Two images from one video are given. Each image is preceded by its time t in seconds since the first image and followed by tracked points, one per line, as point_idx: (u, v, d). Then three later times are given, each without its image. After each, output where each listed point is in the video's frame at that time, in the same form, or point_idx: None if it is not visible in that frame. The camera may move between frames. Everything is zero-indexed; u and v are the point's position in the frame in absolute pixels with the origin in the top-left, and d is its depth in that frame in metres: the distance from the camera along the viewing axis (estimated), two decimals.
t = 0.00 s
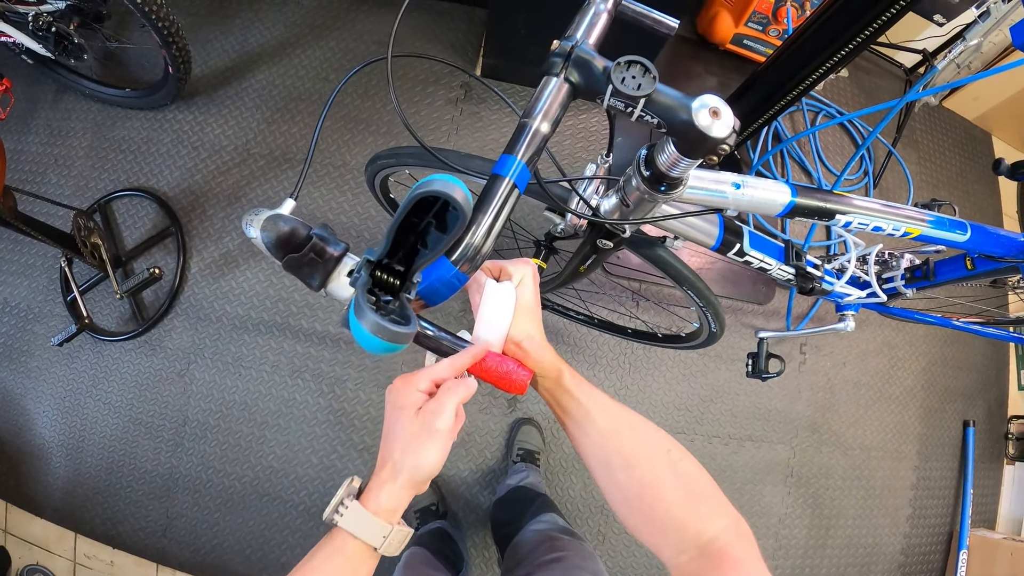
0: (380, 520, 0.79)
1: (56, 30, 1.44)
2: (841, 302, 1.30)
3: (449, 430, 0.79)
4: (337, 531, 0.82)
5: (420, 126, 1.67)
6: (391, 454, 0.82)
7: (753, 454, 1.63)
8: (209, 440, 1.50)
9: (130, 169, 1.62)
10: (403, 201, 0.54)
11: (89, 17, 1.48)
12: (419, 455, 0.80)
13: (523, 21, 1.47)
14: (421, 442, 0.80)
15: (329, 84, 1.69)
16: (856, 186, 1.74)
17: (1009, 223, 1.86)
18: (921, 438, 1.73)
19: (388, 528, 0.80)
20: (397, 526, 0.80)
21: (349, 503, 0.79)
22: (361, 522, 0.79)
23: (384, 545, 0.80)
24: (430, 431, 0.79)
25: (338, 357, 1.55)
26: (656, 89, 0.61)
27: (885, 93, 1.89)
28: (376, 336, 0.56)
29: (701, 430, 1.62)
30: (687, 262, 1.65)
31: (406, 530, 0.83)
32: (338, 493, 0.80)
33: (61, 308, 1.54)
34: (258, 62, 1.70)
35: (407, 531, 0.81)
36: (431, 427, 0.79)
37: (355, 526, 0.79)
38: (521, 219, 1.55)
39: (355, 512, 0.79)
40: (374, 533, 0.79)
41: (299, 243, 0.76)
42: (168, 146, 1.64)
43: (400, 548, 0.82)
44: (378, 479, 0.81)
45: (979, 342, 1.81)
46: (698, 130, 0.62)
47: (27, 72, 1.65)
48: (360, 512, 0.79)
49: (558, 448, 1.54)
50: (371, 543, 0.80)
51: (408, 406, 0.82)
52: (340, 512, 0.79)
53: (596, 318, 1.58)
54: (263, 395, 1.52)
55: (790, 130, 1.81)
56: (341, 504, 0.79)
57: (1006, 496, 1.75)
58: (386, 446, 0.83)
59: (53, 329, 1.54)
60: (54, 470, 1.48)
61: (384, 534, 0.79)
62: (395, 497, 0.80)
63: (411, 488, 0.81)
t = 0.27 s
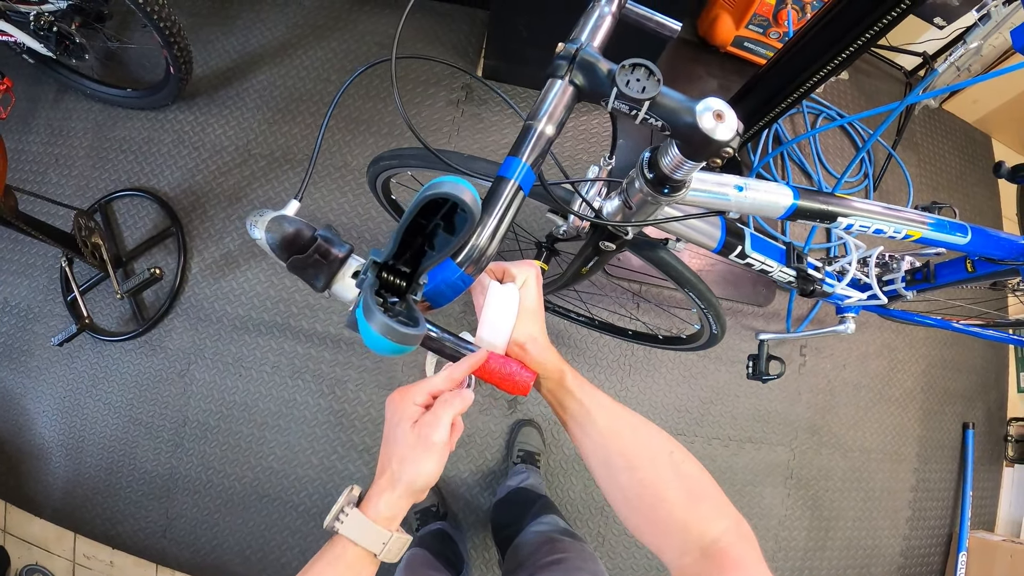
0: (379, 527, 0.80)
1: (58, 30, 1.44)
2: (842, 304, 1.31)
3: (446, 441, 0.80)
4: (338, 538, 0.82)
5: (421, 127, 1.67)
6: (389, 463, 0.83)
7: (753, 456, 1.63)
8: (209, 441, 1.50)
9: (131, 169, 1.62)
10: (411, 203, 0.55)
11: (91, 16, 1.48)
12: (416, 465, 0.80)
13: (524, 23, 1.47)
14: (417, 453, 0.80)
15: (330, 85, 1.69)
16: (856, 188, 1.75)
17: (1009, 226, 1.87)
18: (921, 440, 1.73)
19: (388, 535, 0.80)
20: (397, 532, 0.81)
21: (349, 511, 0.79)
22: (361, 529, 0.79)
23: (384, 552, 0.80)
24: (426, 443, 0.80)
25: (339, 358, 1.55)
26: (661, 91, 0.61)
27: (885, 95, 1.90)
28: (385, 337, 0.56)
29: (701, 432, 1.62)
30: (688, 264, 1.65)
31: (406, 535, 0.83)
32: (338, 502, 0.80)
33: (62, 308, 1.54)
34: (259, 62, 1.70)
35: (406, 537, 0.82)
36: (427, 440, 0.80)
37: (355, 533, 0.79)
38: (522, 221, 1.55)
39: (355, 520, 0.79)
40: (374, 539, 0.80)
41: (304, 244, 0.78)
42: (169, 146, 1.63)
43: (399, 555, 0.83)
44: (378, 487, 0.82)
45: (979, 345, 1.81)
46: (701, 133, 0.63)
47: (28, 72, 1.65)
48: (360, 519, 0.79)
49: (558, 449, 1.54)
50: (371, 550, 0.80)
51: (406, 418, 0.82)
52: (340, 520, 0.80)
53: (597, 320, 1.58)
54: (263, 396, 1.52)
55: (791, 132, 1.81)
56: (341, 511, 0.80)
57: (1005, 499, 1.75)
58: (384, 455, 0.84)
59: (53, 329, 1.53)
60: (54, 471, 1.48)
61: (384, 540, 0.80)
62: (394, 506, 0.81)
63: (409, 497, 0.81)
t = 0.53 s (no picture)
0: (377, 527, 0.80)
1: (58, 28, 1.44)
2: (842, 305, 1.31)
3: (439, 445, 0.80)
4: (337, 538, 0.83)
5: (421, 127, 1.67)
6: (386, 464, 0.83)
7: (753, 457, 1.63)
8: (208, 440, 1.49)
9: (131, 167, 1.61)
10: (417, 202, 0.55)
11: (91, 15, 1.47)
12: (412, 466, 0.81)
13: (525, 23, 1.47)
14: (412, 458, 0.80)
15: (330, 85, 1.69)
16: (856, 190, 1.75)
17: (1008, 227, 1.87)
18: (920, 441, 1.74)
19: (385, 535, 0.81)
20: (395, 533, 0.81)
21: (348, 512, 0.80)
22: (360, 529, 0.80)
23: (383, 551, 0.81)
24: (420, 448, 0.79)
25: (338, 357, 1.55)
26: (663, 92, 0.61)
27: (885, 97, 1.90)
28: (390, 336, 0.56)
29: (700, 433, 1.62)
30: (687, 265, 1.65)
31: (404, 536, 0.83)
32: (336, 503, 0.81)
33: (60, 307, 1.54)
34: (259, 61, 1.70)
35: (405, 537, 0.82)
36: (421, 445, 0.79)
37: (355, 534, 0.80)
38: (522, 221, 1.55)
39: (355, 521, 0.80)
40: (372, 539, 0.80)
41: (306, 243, 0.80)
42: (169, 145, 1.63)
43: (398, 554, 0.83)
44: (376, 487, 0.83)
45: (977, 346, 1.81)
46: (703, 133, 0.63)
47: (27, 70, 1.64)
48: (359, 520, 0.80)
49: (557, 449, 1.54)
50: (369, 550, 0.81)
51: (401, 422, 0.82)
52: (340, 520, 0.80)
53: (596, 321, 1.58)
54: (262, 395, 1.52)
55: (790, 134, 1.82)
56: (341, 513, 0.80)
57: (1004, 500, 1.76)
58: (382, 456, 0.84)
59: (52, 328, 1.53)
60: (52, 470, 1.48)
61: (382, 540, 0.80)
62: (390, 509, 0.81)
63: (406, 500, 0.81)
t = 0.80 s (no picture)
0: (372, 534, 0.81)
1: (58, 28, 1.44)
2: (841, 308, 1.31)
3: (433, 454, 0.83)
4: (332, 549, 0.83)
5: (421, 128, 1.67)
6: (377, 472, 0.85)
7: (751, 459, 1.64)
8: (207, 441, 1.49)
9: (131, 168, 1.61)
10: (418, 203, 0.56)
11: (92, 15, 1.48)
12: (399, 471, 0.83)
13: (525, 25, 1.47)
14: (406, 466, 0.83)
15: (330, 86, 1.70)
16: (855, 192, 1.76)
17: (1007, 230, 1.87)
18: (918, 444, 1.74)
19: (380, 541, 0.82)
20: (389, 539, 0.82)
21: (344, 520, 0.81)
22: (356, 536, 0.81)
23: (378, 558, 0.81)
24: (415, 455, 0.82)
25: (337, 358, 1.55)
26: (664, 95, 0.61)
27: (884, 100, 1.90)
28: (392, 337, 0.56)
29: (699, 435, 1.62)
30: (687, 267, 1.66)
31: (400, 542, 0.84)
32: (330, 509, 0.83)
33: (60, 307, 1.54)
34: (259, 62, 1.70)
35: (399, 544, 0.83)
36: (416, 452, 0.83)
37: (351, 541, 0.81)
38: (522, 223, 1.55)
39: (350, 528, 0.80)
40: (367, 547, 0.81)
41: (307, 244, 0.81)
42: (169, 145, 1.63)
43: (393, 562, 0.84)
44: (369, 494, 0.84)
45: (976, 349, 1.82)
46: (703, 137, 0.63)
47: (28, 70, 1.64)
48: (353, 527, 0.80)
49: (556, 451, 1.55)
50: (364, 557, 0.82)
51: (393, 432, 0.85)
52: (335, 528, 0.81)
53: (596, 322, 1.59)
54: (262, 396, 1.52)
55: (790, 136, 1.82)
56: (336, 520, 0.81)
57: (1002, 503, 1.76)
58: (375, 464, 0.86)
59: (51, 328, 1.53)
60: (51, 469, 1.48)
61: (377, 547, 0.81)
62: (385, 516, 0.82)
63: (400, 508, 0.83)
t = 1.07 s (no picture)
0: (385, 471, 0.82)
1: (59, 26, 1.44)
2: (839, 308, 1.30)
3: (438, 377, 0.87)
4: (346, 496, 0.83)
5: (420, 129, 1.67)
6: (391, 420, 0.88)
7: (750, 459, 1.64)
8: (206, 439, 1.49)
9: (131, 166, 1.62)
10: (419, 189, 0.61)
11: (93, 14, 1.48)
12: (411, 412, 0.87)
13: (525, 26, 1.48)
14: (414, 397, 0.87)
15: (330, 86, 1.70)
16: (854, 193, 1.76)
17: (1005, 232, 1.88)
18: (916, 445, 1.74)
19: (393, 479, 0.82)
20: (402, 477, 0.83)
21: (354, 457, 0.82)
22: (368, 471, 0.81)
23: (391, 495, 0.81)
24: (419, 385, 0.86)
25: (336, 357, 1.55)
26: (664, 93, 0.61)
27: (883, 101, 1.91)
28: (389, 319, 0.58)
29: (697, 435, 1.62)
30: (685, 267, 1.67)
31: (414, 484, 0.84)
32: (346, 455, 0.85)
33: (59, 305, 1.54)
34: (260, 62, 1.71)
35: (415, 483, 0.83)
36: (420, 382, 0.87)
37: (364, 478, 0.81)
38: (521, 223, 1.56)
39: (363, 464, 0.82)
40: (380, 483, 0.81)
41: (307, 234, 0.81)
42: (169, 144, 1.63)
43: (410, 501, 0.83)
44: (383, 440, 0.86)
45: (974, 350, 1.82)
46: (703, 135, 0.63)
47: (29, 69, 1.65)
48: (366, 464, 0.82)
49: (555, 451, 1.55)
50: (377, 495, 0.81)
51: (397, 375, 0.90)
52: (346, 469, 0.82)
53: (595, 323, 1.59)
54: (261, 395, 1.52)
55: (788, 137, 1.82)
56: (347, 459, 0.82)
57: (1000, 504, 1.76)
58: (388, 413, 0.89)
59: (51, 326, 1.53)
60: (50, 467, 1.48)
61: (390, 483, 0.82)
62: (400, 448, 0.85)
63: (414, 440, 0.86)
